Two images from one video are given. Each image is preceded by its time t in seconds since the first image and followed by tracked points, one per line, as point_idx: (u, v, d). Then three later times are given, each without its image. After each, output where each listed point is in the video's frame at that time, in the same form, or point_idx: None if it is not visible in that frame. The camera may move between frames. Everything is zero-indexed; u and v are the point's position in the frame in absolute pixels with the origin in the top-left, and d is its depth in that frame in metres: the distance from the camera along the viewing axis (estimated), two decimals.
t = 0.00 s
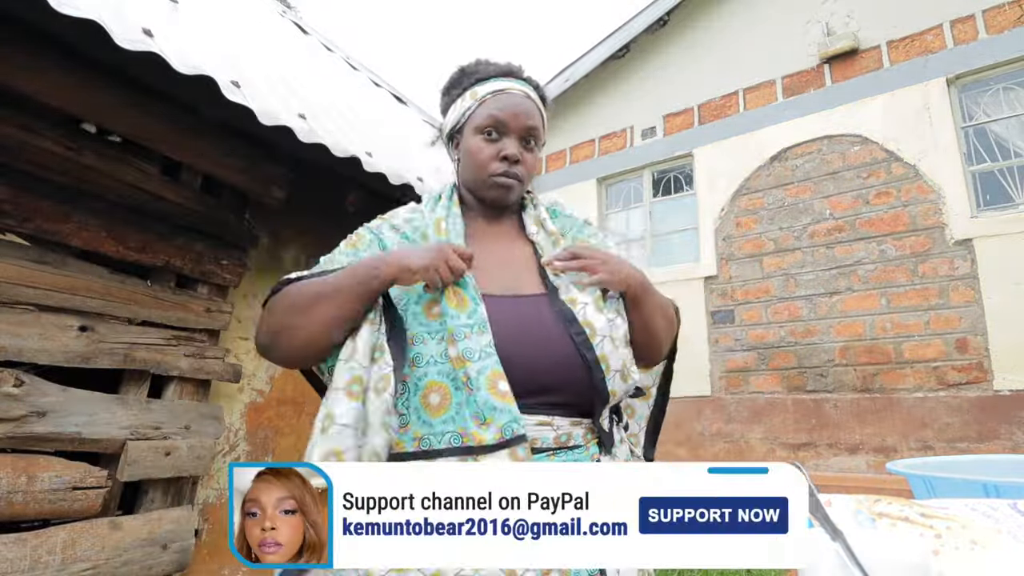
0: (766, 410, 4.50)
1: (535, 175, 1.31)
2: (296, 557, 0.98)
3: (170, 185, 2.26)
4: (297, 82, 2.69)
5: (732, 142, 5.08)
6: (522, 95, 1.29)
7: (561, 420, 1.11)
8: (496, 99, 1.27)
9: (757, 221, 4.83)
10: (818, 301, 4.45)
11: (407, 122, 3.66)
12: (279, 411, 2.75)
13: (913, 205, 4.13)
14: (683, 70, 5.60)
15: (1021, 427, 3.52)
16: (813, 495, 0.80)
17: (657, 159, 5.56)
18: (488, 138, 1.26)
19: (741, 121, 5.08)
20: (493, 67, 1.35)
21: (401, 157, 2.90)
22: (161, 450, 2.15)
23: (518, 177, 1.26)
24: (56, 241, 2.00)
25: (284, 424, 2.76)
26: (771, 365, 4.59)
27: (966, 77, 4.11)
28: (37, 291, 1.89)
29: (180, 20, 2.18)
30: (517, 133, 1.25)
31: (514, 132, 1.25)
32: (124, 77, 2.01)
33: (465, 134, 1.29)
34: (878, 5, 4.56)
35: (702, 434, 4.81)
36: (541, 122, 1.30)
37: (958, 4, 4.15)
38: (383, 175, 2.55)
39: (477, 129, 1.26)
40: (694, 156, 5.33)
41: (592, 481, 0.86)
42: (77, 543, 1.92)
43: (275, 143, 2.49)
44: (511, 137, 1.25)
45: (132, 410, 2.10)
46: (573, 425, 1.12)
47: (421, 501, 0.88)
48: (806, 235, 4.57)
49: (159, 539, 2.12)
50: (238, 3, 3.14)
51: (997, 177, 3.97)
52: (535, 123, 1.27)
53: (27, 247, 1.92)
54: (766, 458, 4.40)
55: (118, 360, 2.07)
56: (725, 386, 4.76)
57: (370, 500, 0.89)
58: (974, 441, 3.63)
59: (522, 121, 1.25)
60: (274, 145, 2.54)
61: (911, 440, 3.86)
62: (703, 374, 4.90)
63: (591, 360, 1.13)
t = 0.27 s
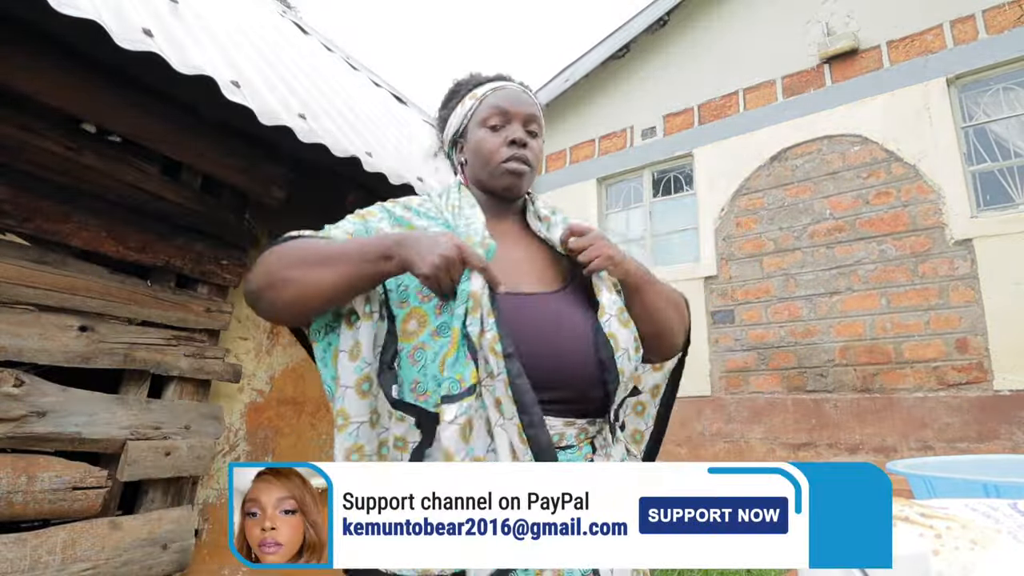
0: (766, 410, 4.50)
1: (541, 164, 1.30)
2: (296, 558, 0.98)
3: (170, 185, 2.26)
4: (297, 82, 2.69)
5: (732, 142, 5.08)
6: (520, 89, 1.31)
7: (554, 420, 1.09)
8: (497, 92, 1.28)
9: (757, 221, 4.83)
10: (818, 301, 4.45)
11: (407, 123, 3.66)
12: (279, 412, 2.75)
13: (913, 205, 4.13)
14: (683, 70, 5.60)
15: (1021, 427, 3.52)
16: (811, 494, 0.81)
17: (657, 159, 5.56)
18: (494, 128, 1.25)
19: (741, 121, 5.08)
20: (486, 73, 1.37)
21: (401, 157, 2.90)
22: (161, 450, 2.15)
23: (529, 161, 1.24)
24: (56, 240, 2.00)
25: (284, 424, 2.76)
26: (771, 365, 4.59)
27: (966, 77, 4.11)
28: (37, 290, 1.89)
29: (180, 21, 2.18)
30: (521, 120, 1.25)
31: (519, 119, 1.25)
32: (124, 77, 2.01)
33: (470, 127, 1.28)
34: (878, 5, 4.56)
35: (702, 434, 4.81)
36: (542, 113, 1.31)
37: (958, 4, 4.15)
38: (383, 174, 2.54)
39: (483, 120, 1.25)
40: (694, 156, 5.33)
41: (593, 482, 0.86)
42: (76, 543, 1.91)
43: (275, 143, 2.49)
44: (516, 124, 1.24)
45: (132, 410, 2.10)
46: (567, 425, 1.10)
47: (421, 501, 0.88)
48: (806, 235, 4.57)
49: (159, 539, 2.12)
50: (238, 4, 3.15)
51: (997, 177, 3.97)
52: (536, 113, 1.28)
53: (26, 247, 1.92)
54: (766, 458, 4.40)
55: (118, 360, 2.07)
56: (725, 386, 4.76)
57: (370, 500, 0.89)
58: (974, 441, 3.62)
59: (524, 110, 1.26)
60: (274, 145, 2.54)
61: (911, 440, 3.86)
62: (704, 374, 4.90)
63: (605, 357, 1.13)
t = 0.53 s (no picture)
0: (766, 410, 4.50)
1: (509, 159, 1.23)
2: (296, 558, 0.98)
3: (170, 185, 2.26)
4: (297, 82, 2.69)
5: (732, 142, 5.08)
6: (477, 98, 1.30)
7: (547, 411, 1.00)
8: (453, 105, 1.29)
9: (757, 221, 4.83)
10: (818, 301, 4.44)
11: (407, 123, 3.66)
12: (279, 411, 2.75)
13: (913, 205, 4.13)
14: (683, 70, 5.60)
15: (1021, 427, 3.52)
16: (811, 496, 0.81)
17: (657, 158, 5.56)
18: (453, 138, 1.24)
19: (741, 121, 5.08)
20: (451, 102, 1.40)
21: (401, 157, 2.90)
22: (162, 450, 2.15)
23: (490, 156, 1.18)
24: (56, 241, 2.00)
25: (284, 424, 2.76)
26: (771, 365, 4.58)
27: (966, 77, 4.11)
28: (37, 291, 1.89)
29: (179, 21, 2.18)
30: (474, 121, 1.22)
31: (472, 121, 1.22)
32: (125, 77, 2.01)
33: (436, 144, 1.28)
34: (878, 5, 4.56)
35: (702, 434, 4.81)
36: (501, 115, 1.27)
37: (958, 4, 4.15)
38: (383, 174, 2.53)
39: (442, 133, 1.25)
40: (694, 156, 5.33)
41: (593, 481, 0.86)
42: (77, 543, 1.91)
43: (275, 143, 2.49)
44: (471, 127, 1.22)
45: (132, 410, 2.10)
46: (560, 417, 1.01)
47: (421, 501, 0.88)
48: (806, 235, 4.57)
49: (159, 539, 2.12)
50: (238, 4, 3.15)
51: (997, 177, 3.97)
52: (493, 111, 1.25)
53: (26, 247, 1.91)
54: (766, 457, 4.40)
55: (118, 360, 2.07)
56: (725, 386, 4.77)
57: (370, 500, 0.89)
58: (974, 441, 3.62)
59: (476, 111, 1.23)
60: (273, 146, 2.54)
61: (911, 440, 3.85)
62: (703, 374, 4.90)
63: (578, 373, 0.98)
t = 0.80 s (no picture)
0: (766, 410, 4.50)
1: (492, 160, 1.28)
2: (296, 558, 0.98)
3: (170, 185, 2.26)
4: (297, 82, 2.69)
5: (732, 142, 5.08)
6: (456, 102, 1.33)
7: (545, 398, 1.01)
8: (433, 111, 1.32)
9: (757, 221, 4.83)
10: (818, 301, 4.44)
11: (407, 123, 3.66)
12: (279, 412, 2.75)
13: (913, 205, 4.13)
14: (683, 70, 5.60)
15: (1021, 428, 3.53)
16: (811, 494, 0.81)
17: (657, 159, 5.57)
18: (434, 145, 1.28)
19: (742, 121, 5.08)
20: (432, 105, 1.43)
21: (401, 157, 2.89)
22: (161, 450, 2.15)
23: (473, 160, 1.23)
24: (56, 241, 1.99)
25: (284, 424, 2.76)
26: (771, 365, 4.58)
27: (966, 77, 4.11)
28: (37, 291, 1.89)
29: (179, 21, 2.18)
30: (455, 127, 1.26)
31: (453, 127, 1.26)
32: (125, 77, 2.01)
33: (419, 153, 1.32)
34: (878, 5, 4.56)
35: (702, 435, 4.81)
36: (480, 118, 1.31)
37: (959, 4, 4.15)
38: (383, 174, 2.53)
39: (425, 141, 1.30)
40: (694, 156, 5.33)
41: (593, 481, 0.86)
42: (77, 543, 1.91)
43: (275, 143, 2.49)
44: (453, 133, 1.26)
45: (132, 410, 2.10)
46: (560, 402, 1.02)
47: (421, 501, 0.88)
48: (806, 235, 4.57)
49: (159, 539, 2.11)
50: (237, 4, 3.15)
51: (997, 177, 3.97)
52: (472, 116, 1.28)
53: (26, 247, 1.91)
54: (766, 458, 4.41)
55: (118, 360, 2.07)
56: (725, 386, 4.77)
57: (369, 500, 0.89)
58: (974, 441, 3.62)
59: (456, 116, 1.27)
60: (273, 146, 2.54)
61: (911, 440, 3.85)
62: (703, 375, 4.90)
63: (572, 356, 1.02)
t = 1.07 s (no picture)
0: (766, 410, 4.50)
1: (492, 163, 1.29)
2: (297, 557, 0.99)
3: (170, 185, 2.26)
4: (297, 82, 2.69)
5: (732, 142, 5.08)
6: (455, 103, 1.34)
7: (537, 402, 1.01)
8: (433, 113, 1.33)
9: (757, 221, 4.83)
10: (818, 301, 4.44)
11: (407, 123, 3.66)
12: (279, 412, 2.75)
13: (913, 205, 4.13)
14: (683, 70, 5.60)
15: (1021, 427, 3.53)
16: (811, 494, 0.82)
17: (657, 159, 5.57)
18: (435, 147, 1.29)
19: (742, 121, 5.08)
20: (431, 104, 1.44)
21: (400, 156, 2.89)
22: (162, 450, 2.14)
23: (473, 165, 1.24)
24: (56, 240, 1.99)
25: (285, 424, 2.76)
26: (771, 365, 4.58)
27: (966, 77, 4.12)
28: (37, 291, 1.88)
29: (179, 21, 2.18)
30: (456, 130, 1.27)
31: (454, 130, 1.27)
32: (125, 77, 2.01)
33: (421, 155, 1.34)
34: (878, 5, 4.57)
35: (702, 435, 4.81)
36: (480, 119, 1.32)
37: (959, 4, 4.15)
38: (383, 174, 2.53)
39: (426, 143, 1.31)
40: (694, 156, 5.34)
41: (594, 481, 0.87)
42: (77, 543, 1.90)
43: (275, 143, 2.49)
44: (453, 136, 1.27)
45: (132, 410, 2.09)
46: (552, 407, 1.02)
47: (421, 501, 0.88)
48: (806, 235, 4.56)
49: (159, 539, 2.11)
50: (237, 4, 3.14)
51: (997, 177, 3.97)
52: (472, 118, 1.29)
53: (26, 246, 1.91)
54: (766, 458, 4.40)
55: (117, 359, 2.06)
56: (725, 386, 4.77)
57: (370, 500, 0.89)
58: (974, 441, 3.62)
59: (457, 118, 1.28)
60: (273, 146, 2.54)
61: (911, 440, 3.85)
62: (703, 375, 4.89)
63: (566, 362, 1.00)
